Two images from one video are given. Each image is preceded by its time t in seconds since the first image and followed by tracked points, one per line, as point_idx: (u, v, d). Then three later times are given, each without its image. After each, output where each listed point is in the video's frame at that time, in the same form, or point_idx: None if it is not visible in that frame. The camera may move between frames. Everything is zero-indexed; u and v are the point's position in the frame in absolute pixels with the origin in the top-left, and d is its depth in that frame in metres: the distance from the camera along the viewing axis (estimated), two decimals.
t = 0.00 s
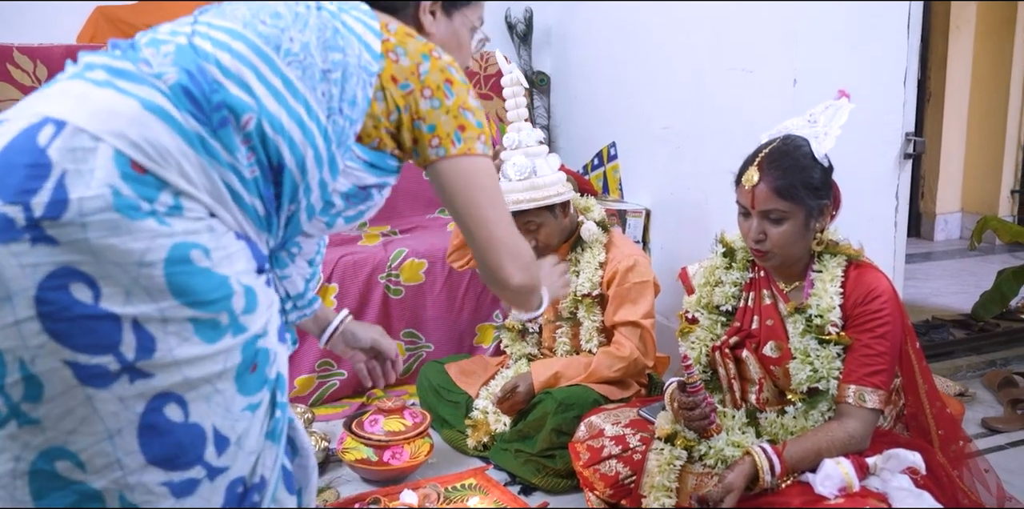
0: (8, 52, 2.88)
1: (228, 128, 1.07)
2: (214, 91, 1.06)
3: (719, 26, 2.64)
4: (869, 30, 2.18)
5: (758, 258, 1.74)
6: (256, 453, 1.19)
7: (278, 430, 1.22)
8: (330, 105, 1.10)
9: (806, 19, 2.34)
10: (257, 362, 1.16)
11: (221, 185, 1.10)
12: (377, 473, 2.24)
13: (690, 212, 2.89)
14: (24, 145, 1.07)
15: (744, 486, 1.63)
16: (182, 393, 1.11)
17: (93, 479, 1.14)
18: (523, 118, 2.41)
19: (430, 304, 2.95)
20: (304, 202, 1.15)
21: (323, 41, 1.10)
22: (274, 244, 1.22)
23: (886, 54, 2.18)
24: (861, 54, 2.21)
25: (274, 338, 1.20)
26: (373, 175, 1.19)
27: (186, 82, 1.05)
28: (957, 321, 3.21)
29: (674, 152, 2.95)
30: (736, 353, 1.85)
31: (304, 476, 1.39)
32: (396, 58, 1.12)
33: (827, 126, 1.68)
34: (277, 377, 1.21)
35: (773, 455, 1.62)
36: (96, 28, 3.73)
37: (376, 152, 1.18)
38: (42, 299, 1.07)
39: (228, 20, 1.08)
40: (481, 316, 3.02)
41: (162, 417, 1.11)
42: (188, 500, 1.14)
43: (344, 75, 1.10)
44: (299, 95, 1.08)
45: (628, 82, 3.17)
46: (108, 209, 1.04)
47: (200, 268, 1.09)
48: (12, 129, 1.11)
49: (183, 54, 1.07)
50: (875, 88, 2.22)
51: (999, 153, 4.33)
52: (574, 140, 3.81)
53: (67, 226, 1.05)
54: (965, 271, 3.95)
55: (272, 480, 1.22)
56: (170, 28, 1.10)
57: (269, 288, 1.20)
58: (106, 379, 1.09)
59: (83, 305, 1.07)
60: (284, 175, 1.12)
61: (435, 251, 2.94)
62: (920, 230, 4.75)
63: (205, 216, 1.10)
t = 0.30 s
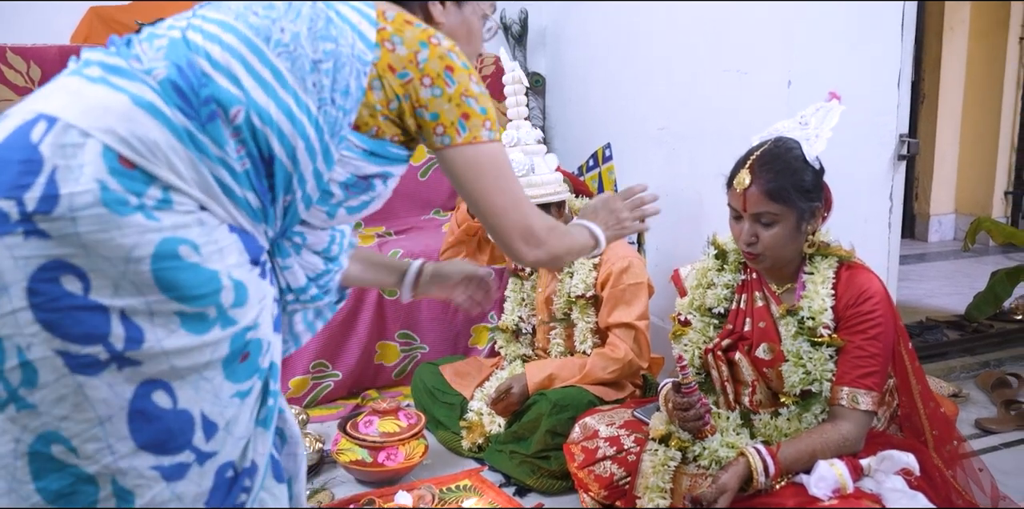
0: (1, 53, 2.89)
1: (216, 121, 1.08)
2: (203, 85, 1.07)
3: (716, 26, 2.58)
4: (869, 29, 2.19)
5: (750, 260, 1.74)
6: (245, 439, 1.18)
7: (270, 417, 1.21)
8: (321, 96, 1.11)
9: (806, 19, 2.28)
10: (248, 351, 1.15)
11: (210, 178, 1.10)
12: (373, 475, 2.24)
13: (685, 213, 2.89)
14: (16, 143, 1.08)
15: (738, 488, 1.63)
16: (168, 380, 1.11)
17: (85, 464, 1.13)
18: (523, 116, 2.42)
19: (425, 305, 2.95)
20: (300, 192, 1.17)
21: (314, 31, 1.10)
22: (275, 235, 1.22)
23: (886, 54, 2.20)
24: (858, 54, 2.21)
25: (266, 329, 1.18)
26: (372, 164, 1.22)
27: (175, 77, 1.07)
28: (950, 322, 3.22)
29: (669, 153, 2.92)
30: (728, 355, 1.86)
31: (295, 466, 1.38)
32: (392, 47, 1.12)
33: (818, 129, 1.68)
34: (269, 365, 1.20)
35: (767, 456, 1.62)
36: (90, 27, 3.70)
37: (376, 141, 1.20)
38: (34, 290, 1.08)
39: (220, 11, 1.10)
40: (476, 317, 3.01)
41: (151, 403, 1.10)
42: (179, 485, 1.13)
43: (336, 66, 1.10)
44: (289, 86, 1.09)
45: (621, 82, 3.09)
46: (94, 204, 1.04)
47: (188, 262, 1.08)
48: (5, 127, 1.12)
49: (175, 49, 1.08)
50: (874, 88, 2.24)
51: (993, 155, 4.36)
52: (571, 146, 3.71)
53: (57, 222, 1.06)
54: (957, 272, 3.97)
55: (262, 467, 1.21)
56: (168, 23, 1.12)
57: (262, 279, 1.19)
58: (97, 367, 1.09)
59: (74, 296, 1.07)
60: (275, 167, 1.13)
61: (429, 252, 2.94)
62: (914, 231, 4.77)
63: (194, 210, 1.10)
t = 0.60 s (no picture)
0: None
1: (221, 121, 1.21)
2: (210, 88, 1.20)
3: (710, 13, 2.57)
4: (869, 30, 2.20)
5: (743, 266, 1.75)
6: (236, 422, 1.32)
7: (258, 401, 1.36)
8: (327, 101, 1.25)
9: (805, 20, 2.27)
10: (241, 339, 1.31)
11: (208, 177, 1.24)
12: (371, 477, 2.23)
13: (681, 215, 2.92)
14: (27, 140, 1.23)
15: (734, 490, 1.63)
16: (164, 368, 1.26)
17: (80, 444, 1.28)
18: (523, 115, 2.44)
19: (422, 306, 2.95)
20: (301, 193, 1.32)
21: (328, 38, 1.24)
22: (284, 229, 1.38)
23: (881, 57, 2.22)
24: (847, 56, 2.24)
25: (259, 317, 1.34)
26: (379, 164, 1.38)
27: (183, 77, 1.20)
28: (948, 323, 3.22)
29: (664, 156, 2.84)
30: (724, 359, 1.87)
31: (286, 458, 1.46)
32: (404, 57, 1.28)
33: (809, 131, 1.69)
34: (262, 353, 1.36)
35: (765, 459, 1.62)
36: (87, 28, 3.73)
37: (384, 141, 1.36)
38: (34, 281, 1.23)
39: (237, 16, 1.23)
40: (474, 318, 3.02)
41: (146, 386, 1.26)
42: (167, 464, 1.28)
43: (347, 71, 1.25)
44: (295, 90, 1.23)
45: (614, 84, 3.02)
46: (93, 200, 1.19)
47: (183, 254, 1.23)
48: (20, 123, 1.28)
49: (186, 51, 1.21)
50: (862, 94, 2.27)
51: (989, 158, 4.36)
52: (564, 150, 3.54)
53: (57, 214, 1.20)
54: (954, 274, 3.99)
55: (251, 448, 1.35)
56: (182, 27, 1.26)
57: (263, 271, 1.35)
58: (94, 353, 1.24)
59: (71, 286, 1.22)
60: (277, 165, 1.27)
61: (426, 253, 2.93)
62: (913, 233, 4.80)
63: (194, 206, 1.25)
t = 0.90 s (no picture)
0: None
1: (232, 127, 1.27)
2: (222, 95, 1.26)
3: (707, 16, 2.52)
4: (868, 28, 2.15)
5: (738, 272, 1.75)
6: (243, 399, 1.39)
7: (261, 382, 1.42)
8: (335, 114, 1.31)
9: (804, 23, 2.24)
10: (252, 316, 1.37)
11: (220, 181, 1.30)
12: (368, 480, 2.22)
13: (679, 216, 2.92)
14: (42, 138, 1.28)
15: (731, 494, 1.63)
16: (188, 350, 1.31)
17: (108, 419, 1.33)
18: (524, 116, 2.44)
19: (420, 309, 2.95)
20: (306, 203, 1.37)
21: (342, 53, 1.29)
22: (293, 227, 1.44)
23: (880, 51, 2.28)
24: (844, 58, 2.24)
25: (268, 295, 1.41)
26: (388, 173, 1.42)
27: (198, 85, 1.26)
28: (946, 325, 3.22)
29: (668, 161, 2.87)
30: (720, 364, 1.88)
31: (280, 452, 1.50)
32: (417, 77, 1.32)
33: (800, 135, 1.68)
34: (271, 332, 1.43)
35: (761, 464, 1.62)
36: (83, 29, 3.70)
37: (394, 151, 1.40)
38: (51, 272, 1.28)
39: (254, 27, 1.29)
40: (472, 321, 3.02)
41: (168, 367, 1.31)
42: (184, 440, 1.33)
43: (358, 85, 1.30)
44: (305, 101, 1.29)
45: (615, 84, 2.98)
46: (106, 201, 1.24)
47: (192, 249, 1.29)
48: (34, 122, 1.32)
49: (202, 60, 1.28)
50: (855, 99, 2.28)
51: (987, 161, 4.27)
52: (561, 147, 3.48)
53: (69, 212, 1.25)
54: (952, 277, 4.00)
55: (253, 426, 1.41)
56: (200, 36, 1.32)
57: (271, 256, 1.41)
58: (116, 336, 1.29)
59: (88, 278, 1.27)
60: (284, 173, 1.32)
61: (423, 255, 2.93)
62: (912, 235, 4.82)
63: (205, 207, 1.31)
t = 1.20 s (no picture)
0: None
1: (243, 148, 1.29)
2: (235, 116, 1.28)
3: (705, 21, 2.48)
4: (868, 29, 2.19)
5: (734, 278, 1.75)
6: (253, 399, 1.41)
7: (270, 383, 1.45)
8: (343, 141, 1.33)
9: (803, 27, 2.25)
10: (261, 320, 1.41)
11: (232, 199, 1.32)
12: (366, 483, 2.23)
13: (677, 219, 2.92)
14: (55, 151, 1.27)
15: (728, 500, 1.64)
16: (201, 353, 1.33)
17: (124, 421, 1.33)
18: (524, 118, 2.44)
19: (418, 312, 2.95)
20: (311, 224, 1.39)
21: (354, 81, 1.31)
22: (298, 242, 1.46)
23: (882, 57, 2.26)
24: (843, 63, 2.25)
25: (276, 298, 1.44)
26: (392, 196, 1.44)
27: (212, 105, 1.28)
28: (943, 329, 3.23)
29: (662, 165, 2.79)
30: (716, 369, 1.88)
31: (282, 456, 1.51)
32: (428, 108, 1.37)
33: (793, 140, 1.68)
34: (278, 333, 1.46)
35: (759, 470, 1.62)
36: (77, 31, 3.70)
37: (398, 175, 1.43)
38: (67, 282, 1.27)
39: (268, 49, 1.31)
40: (470, 323, 3.02)
41: (182, 370, 1.32)
42: (198, 440, 1.35)
43: (367, 114, 1.32)
44: (315, 126, 1.31)
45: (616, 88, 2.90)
46: (121, 216, 1.25)
47: (202, 260, 1.31)
48: (46, 134, 1.31)
49: (216, 80, 1.29)
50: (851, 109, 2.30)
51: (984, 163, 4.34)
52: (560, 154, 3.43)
53: (85, 226, 1.24)
54: (948, 281, 4.01)
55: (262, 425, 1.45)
56: (214, 53, 1.33)
57: (280, 263, 1.44)
58: (131, 342, 1.29)
59: (104, 288, 1.27)
60: (290, 196, 1.34)
61: (423, 259, 2.93)
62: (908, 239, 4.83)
63: (215, 223, 1.32)
